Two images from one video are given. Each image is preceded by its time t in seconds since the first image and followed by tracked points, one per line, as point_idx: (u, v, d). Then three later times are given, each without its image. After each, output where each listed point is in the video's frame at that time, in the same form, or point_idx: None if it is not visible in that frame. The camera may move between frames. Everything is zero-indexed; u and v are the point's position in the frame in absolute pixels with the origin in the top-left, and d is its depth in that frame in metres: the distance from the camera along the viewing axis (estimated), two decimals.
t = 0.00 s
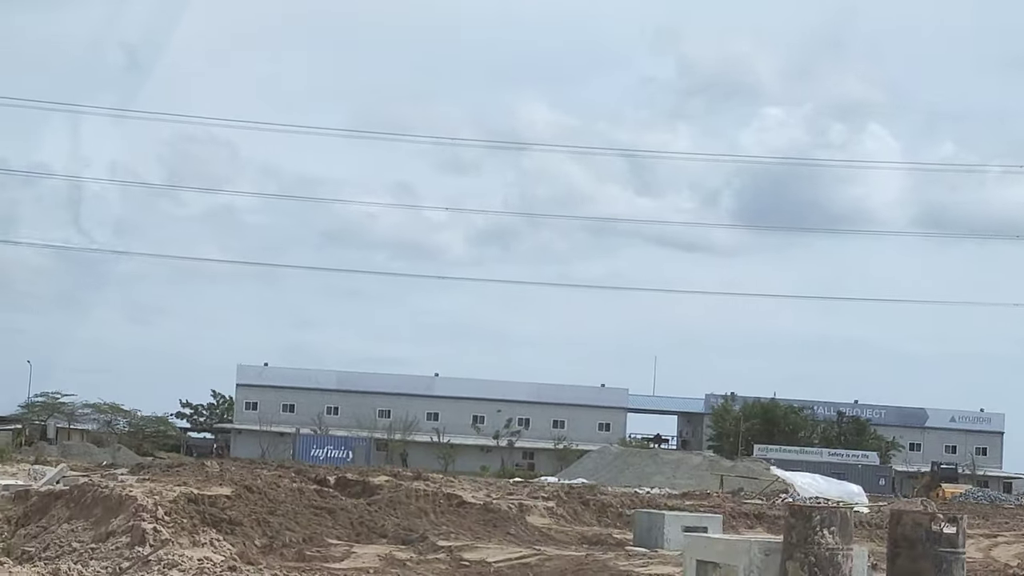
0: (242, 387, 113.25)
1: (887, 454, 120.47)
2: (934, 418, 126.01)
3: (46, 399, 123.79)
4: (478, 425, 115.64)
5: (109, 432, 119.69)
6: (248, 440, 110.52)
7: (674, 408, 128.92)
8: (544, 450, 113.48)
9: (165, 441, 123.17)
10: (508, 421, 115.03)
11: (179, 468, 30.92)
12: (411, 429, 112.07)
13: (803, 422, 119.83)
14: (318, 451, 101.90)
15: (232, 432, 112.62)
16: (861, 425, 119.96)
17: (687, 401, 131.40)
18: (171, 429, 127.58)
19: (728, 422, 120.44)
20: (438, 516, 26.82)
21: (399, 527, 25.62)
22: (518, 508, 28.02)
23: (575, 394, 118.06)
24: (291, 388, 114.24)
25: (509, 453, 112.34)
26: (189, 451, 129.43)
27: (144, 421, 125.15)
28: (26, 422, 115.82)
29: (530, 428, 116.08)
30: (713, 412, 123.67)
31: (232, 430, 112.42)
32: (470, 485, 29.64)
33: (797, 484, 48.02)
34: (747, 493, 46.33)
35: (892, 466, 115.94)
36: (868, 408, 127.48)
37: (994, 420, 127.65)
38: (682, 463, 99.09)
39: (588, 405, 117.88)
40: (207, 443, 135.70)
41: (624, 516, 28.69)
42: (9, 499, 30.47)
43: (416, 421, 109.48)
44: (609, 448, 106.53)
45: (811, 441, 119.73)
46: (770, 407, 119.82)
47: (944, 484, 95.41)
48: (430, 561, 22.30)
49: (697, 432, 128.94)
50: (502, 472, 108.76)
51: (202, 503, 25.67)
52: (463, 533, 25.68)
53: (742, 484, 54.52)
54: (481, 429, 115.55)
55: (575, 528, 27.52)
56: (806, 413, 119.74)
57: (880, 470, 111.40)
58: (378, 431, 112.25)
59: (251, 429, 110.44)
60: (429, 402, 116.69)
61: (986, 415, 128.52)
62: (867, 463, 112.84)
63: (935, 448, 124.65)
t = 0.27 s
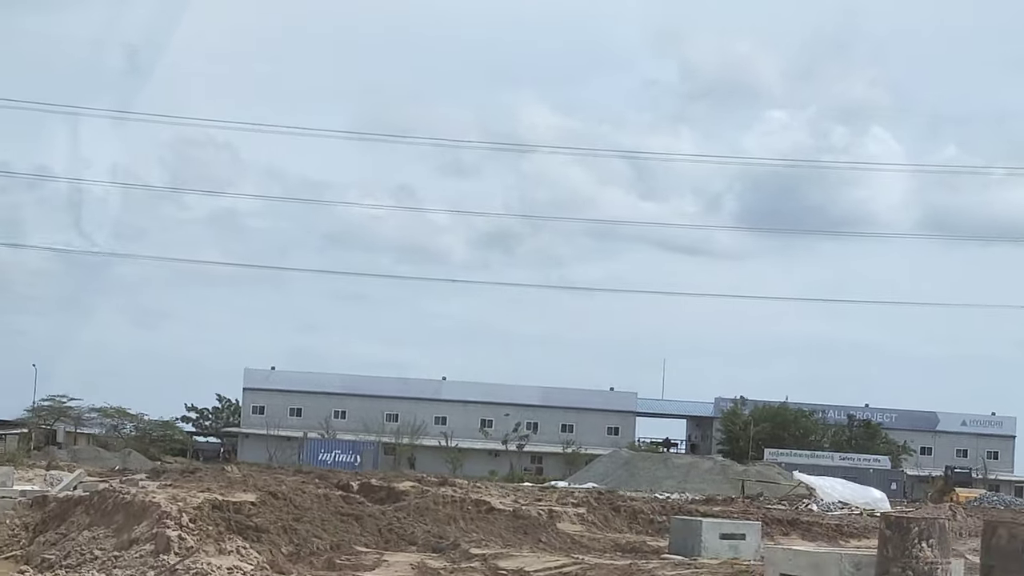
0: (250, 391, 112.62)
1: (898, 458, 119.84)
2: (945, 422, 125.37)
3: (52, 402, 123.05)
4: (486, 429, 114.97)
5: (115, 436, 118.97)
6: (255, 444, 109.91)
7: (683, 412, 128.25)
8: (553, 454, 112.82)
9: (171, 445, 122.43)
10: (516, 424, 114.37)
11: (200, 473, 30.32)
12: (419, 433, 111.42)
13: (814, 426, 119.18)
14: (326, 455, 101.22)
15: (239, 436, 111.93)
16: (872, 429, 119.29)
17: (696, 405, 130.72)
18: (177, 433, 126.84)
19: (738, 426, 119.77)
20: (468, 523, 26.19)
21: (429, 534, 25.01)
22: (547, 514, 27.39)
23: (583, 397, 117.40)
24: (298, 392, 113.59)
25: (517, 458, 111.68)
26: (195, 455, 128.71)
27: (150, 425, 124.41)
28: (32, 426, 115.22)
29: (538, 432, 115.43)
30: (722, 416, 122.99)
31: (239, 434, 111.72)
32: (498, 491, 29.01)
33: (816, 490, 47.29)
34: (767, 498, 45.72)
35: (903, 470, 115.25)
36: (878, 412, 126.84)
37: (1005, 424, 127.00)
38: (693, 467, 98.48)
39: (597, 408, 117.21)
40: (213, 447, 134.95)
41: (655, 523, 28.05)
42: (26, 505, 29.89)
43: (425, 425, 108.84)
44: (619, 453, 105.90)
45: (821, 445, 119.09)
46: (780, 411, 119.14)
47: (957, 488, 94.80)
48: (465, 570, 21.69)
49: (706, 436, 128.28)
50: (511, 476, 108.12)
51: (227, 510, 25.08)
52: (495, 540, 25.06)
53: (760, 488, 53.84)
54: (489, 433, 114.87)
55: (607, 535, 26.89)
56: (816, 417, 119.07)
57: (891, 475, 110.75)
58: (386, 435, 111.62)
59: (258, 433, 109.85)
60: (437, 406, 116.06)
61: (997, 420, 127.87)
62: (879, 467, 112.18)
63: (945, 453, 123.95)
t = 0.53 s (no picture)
0: (260, 390, 112.29)
1: (912, 457, 119.21)
2: (958, 421, 124.68)
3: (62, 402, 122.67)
4: (497, 428, 114.45)
5: (125, 436, 118.56)
6: (265, 443, 109.38)
7: (694, 411, 127.77)
8: (564, 453, 112.20)
9: (181, 445, 121.99)
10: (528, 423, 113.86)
11: (225, 473, 29.76)
12: (430, 432, 110.92)
13: (828, 425, 118.60)
14: (336, 455, 100.70)
15: (248, 435, 111.56)
16: (885, 427, 118.68)
17: (707, 404, 130.13)
18: (187, 432, 126.41)
19: (750, 424, 119.17)
20: (501, 524, 25.59)
21: (463, 536, 24.42)
22: (581, 515, 26.78)
23: (595, 396, 116.86)
24: (308, 391, 113.19)
25: (529, 457, 111.07)
26: (205, 454, 128.26)
27: (160, 425, 123.96)
28: (42, 425, 114.74)
29: (550, 431, 114.88)
30: (735, 414, 122.31)
31: (249, 434, 111.35)
32: (529, 491, 28.41)
33: (842, 488, 46.67)
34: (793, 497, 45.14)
35: (917, 469, 114.56)
36: (892, 410, 126.22)
37: (1019, 423, 126.32)
38: (707, 466, 97.90)
39: (608, 407, 116.56)
40: (222, 446, 134.51)
41: (690, 524, 27.41)
42: (48, 506, 29.33)
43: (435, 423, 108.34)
44: (632, 451, 105.39)
45: (834, 444, 118.50)
46: (793, 410, 118.47)
47: (973, 487, 94.21)
48: (506, 573, 21.13)
49: (718, 435, 127.72)
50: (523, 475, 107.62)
51: (256, 511, 24.49)
52: (529, 542, 24.46)
53: (782, 487, 53.30)
54: (499, 432, 114.33)
55: (643, 536, 26.30)
56: (829, 415, 118.49)
57: (905, 474, 110.10)
58: (397, 434, 111.15)
59: (268, 432, 109.31)
60: (447, 405, 115.58)
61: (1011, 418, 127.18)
62: (893, 466, 111.53)
63: (959, 451, 123.29)
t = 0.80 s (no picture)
0: (271, 389, 111.68)
1: (928, 456, 118.41)
2: (974, 420, 123.86)
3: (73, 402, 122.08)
4: (509, 428, 113.78)
5: (136, 436, 117.98)
6: (277, 443, 108.73)
7: (708, 410, 127.03)
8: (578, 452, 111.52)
9: (192, 444, 121.36)
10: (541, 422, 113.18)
11: (252, 475, 29.13)
12: (442, 431, 110.27)
13: (843, 424, 117.86)
14: (349, 454, 100.07)
15: (260, 435, 110.94)
16: (901, 426, 117.93)
17: (721, 403, 129.37)
18: (198, 431, 125.78)
19: (765, 423, 118.43)
20: (538, 525, 24.95)
21: (501, 539, 23.77)
22: (619, 517, 26.12)
23: (609, 395, 116.15)
24: (320, 390, 112.54)
25: (542, 456, 110.39)
26: (217, 454, 127.64)
27: (171, 424, 123.33)
28: (53, 425, 114.18)
29: (563, 430, 114.19)
30: (749, 413, 121.52)
31: (261, 433, 110.73)
32: (564, 492, 27.76)
33: (870, 487, 45.96)
34: (822, 497, 44.35)
35: (933, 469, 113.76)
36: (907, 409, 125.44)
37: None
38: (723, 466, 97.15)
39: (622, 406, 115.79)
40: (234, 446, 133.85)
41: (730, 526, 26.74)
42: (71, 508, 28.70)
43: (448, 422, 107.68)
44: (647, 450, 104.68)
45: (849, 443, 117.74)
46: (808, 409, 117.66)
47: (992, 486, 93.44)
48: None
49: (732, 434, 126.96)
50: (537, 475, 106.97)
51: (288, 513, 23.86)
52: (569, 545, 23.82)
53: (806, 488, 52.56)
54: (512, 432, 113.66)
55: (683, 538, 25.64)
56: (844, 414, 117.76)
57: (921, 473, 109.30)
58: (409, 433, 110.50)
59: (280, 432, 108.67)
60: (460, 404, 114.93)
61: None
62: (909, 465, 110.76)
63: (975, 450, 122.47)
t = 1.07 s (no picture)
0: (285, 390, 111.23)
1: (946, 456, 117.70)
2: (993, 420, 123.12)
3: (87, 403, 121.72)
4: (524, 429, 113.20)
5: (151, 437, 117.57)
6: (292, 444, 108.23)
7: (724, 411, 126.39)
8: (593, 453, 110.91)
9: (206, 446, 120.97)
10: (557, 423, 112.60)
11: (282, 478, 28.57)
12: (457, 431, 109.73)
13: (861, 425, 117.19)
14: (364, 455, 99.57)
15: (274, 436, 110.49)
16: (919, 427, 117.25)
17: (738, 404, 128.72)
18: (212, 432, 125.34)
19: (781, 424, 117.80)
20: (578, 530, 24.38)
21: (541, 543, 23.21)
22: (660, 521, 25.54)
23: (624, 396, 115.53)
24: (335, 391, 112.06)
25: (557, 457, 109.78)
26: (230, 455, 127.23)
27: (185, 425, 122.93)
28: (67, 426, 113.79)
29: (579, 431, 113.58)
30: (765, 414, 120.84)
31: (275, 435, 110.28)
32: (599, 495, 27.21)
33: (902, 487, 45.35)
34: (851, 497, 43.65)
35: (952, 469, 113.06)
36: (925, 409, 124.72)
37: None
38: (742, 466, 96.58)
39: (637, 407, 115.04)
40: (247, 447, 133.45)
41: (772, 530, 26.15)
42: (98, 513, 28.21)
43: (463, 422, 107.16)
44: (663, 451, 104.07)
45: (867, 444, 117.05)
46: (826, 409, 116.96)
47: (1012, 487, 92.80)
48: None
49: (748, 435, 126.31)
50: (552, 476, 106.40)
51: (324, 517, 23.27)
52: (611, 550, 23.24)
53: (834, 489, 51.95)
54: (527, 433, 113.08)
55: (725, 543, 25.05)
56: (861, 415, 117.06)
57: (940, 473, 108.63)
58: (424, 434, 109.97)
59: (294, 433, 108.16)
60: (475, 405, 114.38)
61: None
62: (927, 466, 110.07)
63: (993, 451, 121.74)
